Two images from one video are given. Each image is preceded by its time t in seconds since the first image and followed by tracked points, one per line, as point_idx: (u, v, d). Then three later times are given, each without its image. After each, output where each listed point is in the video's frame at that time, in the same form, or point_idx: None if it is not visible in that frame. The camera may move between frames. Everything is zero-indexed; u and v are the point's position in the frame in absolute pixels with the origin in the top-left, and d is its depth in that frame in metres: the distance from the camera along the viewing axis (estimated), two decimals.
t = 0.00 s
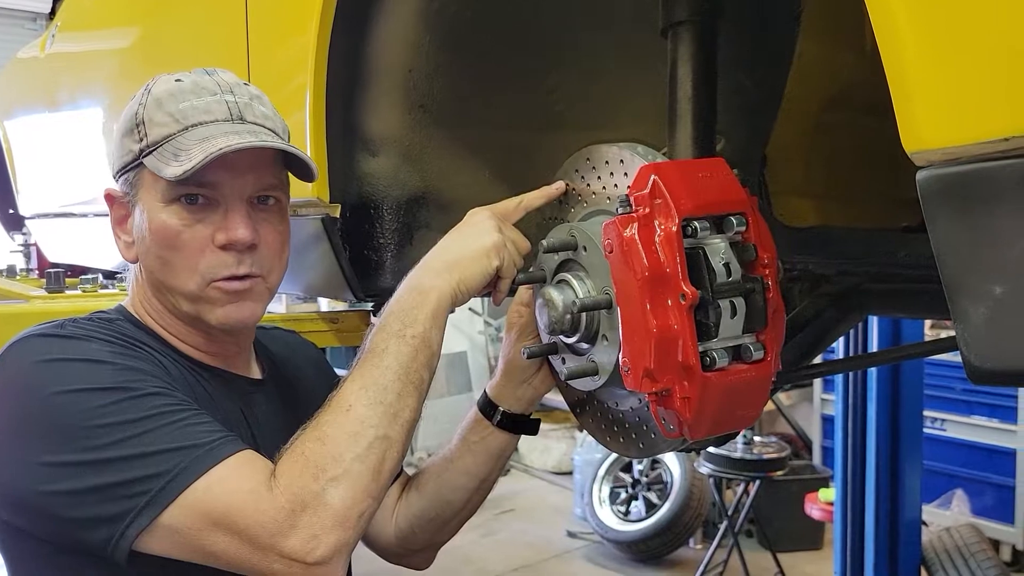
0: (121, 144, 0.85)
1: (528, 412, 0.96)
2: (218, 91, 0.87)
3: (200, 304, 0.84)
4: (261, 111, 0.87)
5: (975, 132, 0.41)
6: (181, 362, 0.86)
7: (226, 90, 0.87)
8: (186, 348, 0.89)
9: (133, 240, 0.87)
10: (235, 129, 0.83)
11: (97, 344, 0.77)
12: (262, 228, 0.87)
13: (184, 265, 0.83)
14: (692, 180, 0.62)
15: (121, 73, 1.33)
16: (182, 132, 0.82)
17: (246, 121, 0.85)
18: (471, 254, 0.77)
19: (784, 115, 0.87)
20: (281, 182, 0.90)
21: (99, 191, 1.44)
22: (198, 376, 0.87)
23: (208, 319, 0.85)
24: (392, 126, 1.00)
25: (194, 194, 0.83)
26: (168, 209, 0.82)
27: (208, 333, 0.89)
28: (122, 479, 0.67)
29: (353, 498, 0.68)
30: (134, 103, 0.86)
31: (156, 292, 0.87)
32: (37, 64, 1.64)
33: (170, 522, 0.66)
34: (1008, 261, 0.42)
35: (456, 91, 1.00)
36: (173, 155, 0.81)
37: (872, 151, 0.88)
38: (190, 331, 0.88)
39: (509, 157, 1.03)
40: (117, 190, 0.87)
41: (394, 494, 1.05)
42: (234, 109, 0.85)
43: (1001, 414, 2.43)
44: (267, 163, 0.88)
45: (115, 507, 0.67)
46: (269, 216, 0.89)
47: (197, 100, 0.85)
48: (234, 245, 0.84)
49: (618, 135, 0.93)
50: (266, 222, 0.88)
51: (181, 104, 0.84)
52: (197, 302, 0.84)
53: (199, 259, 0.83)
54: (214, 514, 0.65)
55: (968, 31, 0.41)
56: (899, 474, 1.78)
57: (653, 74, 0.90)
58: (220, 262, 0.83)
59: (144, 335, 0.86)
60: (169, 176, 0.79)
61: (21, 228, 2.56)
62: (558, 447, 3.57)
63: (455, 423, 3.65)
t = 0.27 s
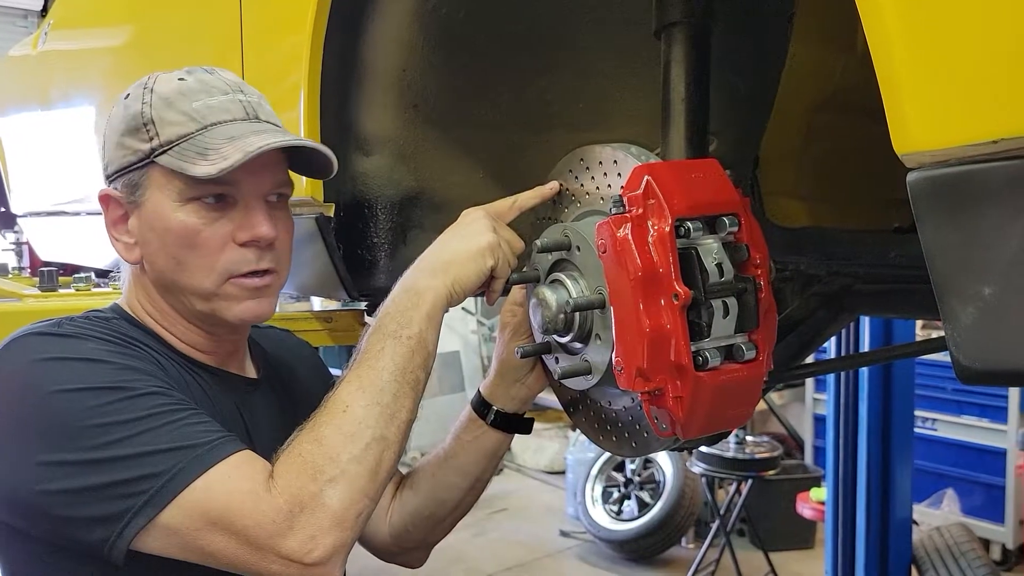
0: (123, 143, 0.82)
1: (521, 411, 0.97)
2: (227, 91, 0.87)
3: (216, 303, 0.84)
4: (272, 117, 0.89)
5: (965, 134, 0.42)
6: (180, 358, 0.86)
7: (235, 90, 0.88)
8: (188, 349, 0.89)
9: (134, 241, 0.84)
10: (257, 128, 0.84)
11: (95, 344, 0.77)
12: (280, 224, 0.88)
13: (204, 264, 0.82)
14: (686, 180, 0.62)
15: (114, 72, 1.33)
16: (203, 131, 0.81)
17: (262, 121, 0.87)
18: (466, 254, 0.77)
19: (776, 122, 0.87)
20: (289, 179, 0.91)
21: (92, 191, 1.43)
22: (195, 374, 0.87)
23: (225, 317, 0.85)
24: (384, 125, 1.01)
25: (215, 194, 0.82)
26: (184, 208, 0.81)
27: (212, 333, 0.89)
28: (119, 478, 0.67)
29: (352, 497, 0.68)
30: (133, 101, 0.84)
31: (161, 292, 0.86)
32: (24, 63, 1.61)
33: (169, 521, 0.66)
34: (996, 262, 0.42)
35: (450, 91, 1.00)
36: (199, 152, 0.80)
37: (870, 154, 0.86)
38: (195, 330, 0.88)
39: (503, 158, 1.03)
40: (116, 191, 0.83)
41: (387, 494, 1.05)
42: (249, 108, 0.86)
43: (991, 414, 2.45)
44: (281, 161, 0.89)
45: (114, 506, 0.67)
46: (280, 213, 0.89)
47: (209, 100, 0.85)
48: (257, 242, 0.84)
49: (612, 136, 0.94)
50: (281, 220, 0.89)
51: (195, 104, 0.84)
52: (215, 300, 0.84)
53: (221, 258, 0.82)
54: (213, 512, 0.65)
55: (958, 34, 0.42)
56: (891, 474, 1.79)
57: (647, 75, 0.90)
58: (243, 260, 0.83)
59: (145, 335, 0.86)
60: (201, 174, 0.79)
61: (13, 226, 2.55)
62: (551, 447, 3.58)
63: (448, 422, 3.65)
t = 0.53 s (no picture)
0: (106, 140, 0.81)
1: (510, 411, 0.97)
2: (206, 81, 0.88)
3: (209, 292, 0.84)
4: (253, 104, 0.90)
5: (952, 137, 0.42)
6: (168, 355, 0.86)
7: (213, 80, 0.88)
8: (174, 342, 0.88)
9: (120, 238, 0.83)
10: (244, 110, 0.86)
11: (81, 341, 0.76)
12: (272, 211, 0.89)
13: (199, 253, 0.82)
14: (674, 181, 0.63)
15: (101, 68, 1.32)
16: (193, 118, 0.82)
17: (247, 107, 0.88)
18: (460, 262, 0.76)
19: (763, 124, 0.89)
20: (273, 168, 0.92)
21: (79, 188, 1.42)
22: (185, 369, 0.86)
23: (221, 318, 0.85)
24: (375, 125, 1.00)
25: (209, 181, 0.83)
26: (179, 198, 0.81)
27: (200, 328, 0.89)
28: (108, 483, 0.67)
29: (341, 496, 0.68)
30: (110, 98, 0.83)
31: (151, 287, 0.85)
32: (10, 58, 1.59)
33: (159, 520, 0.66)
34: (981, 264, 0.43)
35: (440, 90, 0.99)
36: (193, 138, 0.80)
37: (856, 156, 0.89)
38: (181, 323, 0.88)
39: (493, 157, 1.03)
40: (99, 190, 0.82)
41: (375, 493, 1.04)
42: (232, 95, 0.87)
43: (975, 415, 2.47)
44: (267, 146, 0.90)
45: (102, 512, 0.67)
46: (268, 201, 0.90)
47: (192, 89, 0.85)
48: (254, 226, 0.85)
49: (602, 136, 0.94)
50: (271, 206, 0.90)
51: (178, 94, 0.84)
52: (210, 291, 0.84)
53: (216, 244, 0.83)
54: (202, 520, 0.65)
55: (945, 38, 0.42)
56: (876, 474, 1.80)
57: (636, 76, 0.90)
58: (240, 244, 0.84)
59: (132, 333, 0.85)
60: (200, 157, 0.79)
61: None
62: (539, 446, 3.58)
63: (436, 422, 3.65)
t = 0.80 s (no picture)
0: (116, 133, 0.83)
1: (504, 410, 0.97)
2: (217, 78, 0.89)
3: (213, 287, 0.84)
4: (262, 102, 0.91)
5: (944, 137, 0.43)
6: (162, 366, 0.87)
7: (225, 77, 0.89)
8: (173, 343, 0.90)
9: (127, 232, 0.85)
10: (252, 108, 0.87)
11: (71, 374, 0.78)
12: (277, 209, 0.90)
13: (202, 247, 0.83)
14: (667, 179, 0.63)
15: (96, 65, 1.31)
16: (200, 113, 0.83)
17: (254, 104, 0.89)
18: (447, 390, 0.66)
19: (758, 124, 0.88)
20: (280, 167, 0.93)
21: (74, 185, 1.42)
22: (175, 382, 0.86)
23: (224, 312, 0.85)
24: (370, 123, 1.00)
25: (215, 176, 0.84)
26: (184, 191, 0.82)
27: (201, 325, 0.90)
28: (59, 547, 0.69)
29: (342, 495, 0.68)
30: (122, 92, 0.84)
31: (155, 282, 0.86)
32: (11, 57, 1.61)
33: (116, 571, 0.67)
34: (973, 263, 0.43)
35: (435, 87, 0.99)
36: (200, 133, 0.82)
37: (842, 158, 0.91)
38: (181, 322, 0.89)
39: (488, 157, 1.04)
40: (107, 182, 0.84)
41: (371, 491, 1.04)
42: (242, 92, 0.88)
43: (966, 414, 2.49)
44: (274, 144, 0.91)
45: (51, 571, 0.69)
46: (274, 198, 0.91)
47: (203, 85, 0.87)
48: (257, 223, 0.86)
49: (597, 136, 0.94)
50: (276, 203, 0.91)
51: (188, 89, 0.85)
52: (213, 285, 0.84)
53: (219, 240, 0.83)
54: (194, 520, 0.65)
55: (938, 39, 0.42)
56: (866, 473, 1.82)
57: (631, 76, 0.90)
58: (243, 241, 0.85)
59: (134, 338, 0.87)
60: (206, 151, 0.80)
61: None
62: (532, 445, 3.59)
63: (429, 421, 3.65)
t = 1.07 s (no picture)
0: (134, 134, 0.84)
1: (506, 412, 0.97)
2: (236, 77, 0.88)
3: (224, 290, 0.84)
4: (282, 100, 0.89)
5: (945, 137, 0.43)
6: (181, 366, 0.87)
7: (244, 76, 0.89)
8: (193, 345, 0.90)
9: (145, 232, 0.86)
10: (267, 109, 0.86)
11: (93, 372, 0.78)
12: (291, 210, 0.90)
13: (212, 249, 0.83)
14: (668, 178, 0.63)
15: (96, 64, 1.31)
16: (212, 115, 0.83)
17: (271, 104, 0.88)
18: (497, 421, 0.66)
19: (759, 122, 0.87)
20: (300, 168, 0.93)
21: (74, 184, 1.42)
22: (195, 382, 0.87)
23: (238, 306, 0.85)
24: (370, 122, 1.00)
25: (225, 179, 0.84)
26: (195, 194, 0.83)
27: (220, 326, 0.91)
28: (87, 544, 0.69)
29: (379, 510, 0.68)
30: (142, 91, 0.86)
31: (173, 284, 0.87)
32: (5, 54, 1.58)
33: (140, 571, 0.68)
34: (972, 263, 0.43)
35: (435, 87, 0.99)
36: (209, 136, 0.82)
37: (846, 159, 0.91)
38: (197, 323, 0.89)
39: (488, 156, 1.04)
40: (126, 182, 0.85)
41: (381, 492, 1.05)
42: (259, 92, 0.87)
43: (966, 413, 2.49)
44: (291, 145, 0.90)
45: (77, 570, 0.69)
46: (292, 201, 0.91)
47: (219, 85, 0.86)
48: (268, 227, 0.85)
49: (598, 136, 0.94)
50: (294, 206, 0.91)
51: (204, 90, 0.85)
52: (224, 286, 0.84)
53: (230, 242, 0.84)
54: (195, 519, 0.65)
55: (940, 39, 0.42)
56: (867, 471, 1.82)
57: (631, 76, 0.90)
58: (254, 244, 0.85)
59: (156, 340, 0.87)
60: (211, 156, 0.80)
61: None
62: (532, 444, 3.59)
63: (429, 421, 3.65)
